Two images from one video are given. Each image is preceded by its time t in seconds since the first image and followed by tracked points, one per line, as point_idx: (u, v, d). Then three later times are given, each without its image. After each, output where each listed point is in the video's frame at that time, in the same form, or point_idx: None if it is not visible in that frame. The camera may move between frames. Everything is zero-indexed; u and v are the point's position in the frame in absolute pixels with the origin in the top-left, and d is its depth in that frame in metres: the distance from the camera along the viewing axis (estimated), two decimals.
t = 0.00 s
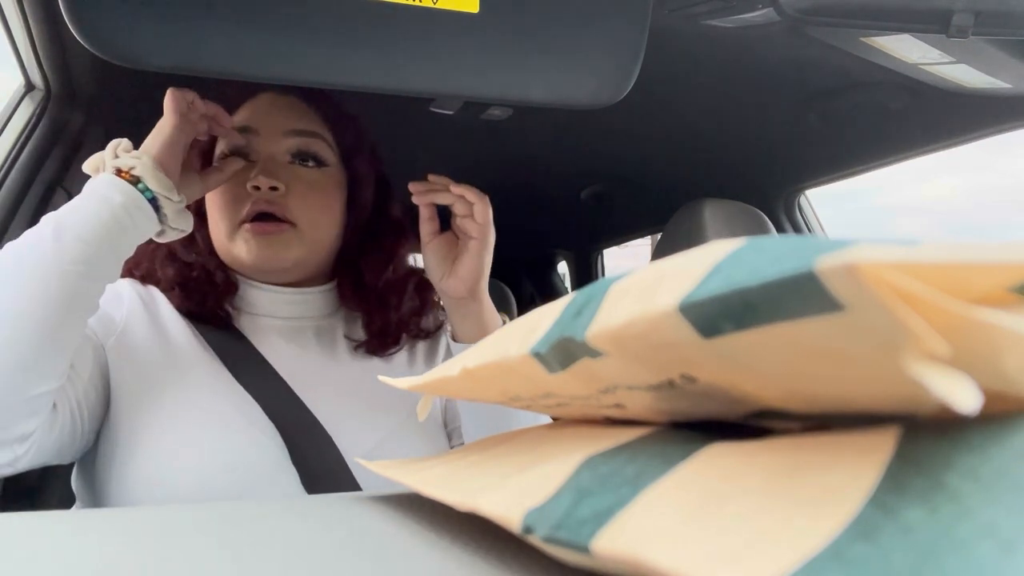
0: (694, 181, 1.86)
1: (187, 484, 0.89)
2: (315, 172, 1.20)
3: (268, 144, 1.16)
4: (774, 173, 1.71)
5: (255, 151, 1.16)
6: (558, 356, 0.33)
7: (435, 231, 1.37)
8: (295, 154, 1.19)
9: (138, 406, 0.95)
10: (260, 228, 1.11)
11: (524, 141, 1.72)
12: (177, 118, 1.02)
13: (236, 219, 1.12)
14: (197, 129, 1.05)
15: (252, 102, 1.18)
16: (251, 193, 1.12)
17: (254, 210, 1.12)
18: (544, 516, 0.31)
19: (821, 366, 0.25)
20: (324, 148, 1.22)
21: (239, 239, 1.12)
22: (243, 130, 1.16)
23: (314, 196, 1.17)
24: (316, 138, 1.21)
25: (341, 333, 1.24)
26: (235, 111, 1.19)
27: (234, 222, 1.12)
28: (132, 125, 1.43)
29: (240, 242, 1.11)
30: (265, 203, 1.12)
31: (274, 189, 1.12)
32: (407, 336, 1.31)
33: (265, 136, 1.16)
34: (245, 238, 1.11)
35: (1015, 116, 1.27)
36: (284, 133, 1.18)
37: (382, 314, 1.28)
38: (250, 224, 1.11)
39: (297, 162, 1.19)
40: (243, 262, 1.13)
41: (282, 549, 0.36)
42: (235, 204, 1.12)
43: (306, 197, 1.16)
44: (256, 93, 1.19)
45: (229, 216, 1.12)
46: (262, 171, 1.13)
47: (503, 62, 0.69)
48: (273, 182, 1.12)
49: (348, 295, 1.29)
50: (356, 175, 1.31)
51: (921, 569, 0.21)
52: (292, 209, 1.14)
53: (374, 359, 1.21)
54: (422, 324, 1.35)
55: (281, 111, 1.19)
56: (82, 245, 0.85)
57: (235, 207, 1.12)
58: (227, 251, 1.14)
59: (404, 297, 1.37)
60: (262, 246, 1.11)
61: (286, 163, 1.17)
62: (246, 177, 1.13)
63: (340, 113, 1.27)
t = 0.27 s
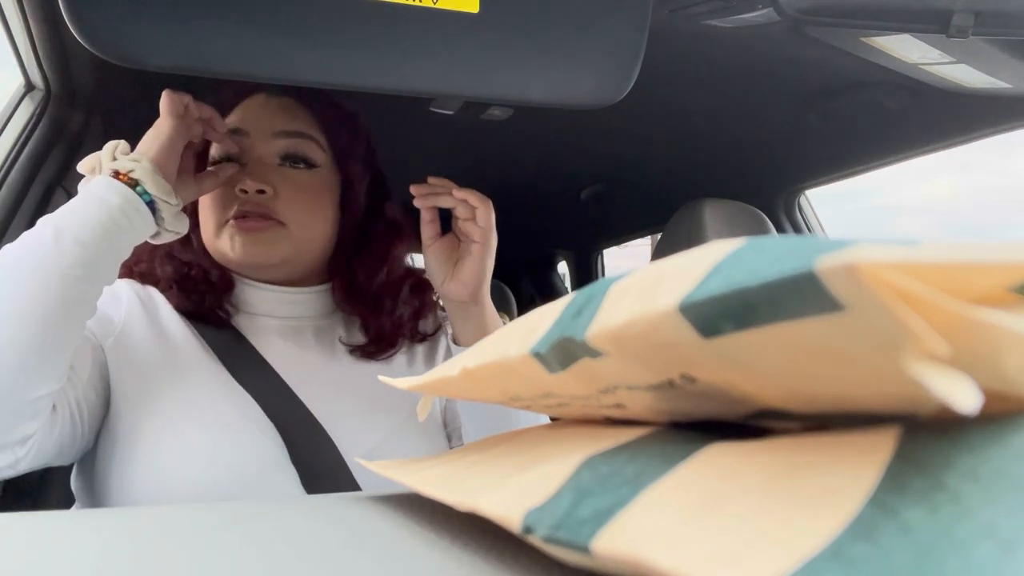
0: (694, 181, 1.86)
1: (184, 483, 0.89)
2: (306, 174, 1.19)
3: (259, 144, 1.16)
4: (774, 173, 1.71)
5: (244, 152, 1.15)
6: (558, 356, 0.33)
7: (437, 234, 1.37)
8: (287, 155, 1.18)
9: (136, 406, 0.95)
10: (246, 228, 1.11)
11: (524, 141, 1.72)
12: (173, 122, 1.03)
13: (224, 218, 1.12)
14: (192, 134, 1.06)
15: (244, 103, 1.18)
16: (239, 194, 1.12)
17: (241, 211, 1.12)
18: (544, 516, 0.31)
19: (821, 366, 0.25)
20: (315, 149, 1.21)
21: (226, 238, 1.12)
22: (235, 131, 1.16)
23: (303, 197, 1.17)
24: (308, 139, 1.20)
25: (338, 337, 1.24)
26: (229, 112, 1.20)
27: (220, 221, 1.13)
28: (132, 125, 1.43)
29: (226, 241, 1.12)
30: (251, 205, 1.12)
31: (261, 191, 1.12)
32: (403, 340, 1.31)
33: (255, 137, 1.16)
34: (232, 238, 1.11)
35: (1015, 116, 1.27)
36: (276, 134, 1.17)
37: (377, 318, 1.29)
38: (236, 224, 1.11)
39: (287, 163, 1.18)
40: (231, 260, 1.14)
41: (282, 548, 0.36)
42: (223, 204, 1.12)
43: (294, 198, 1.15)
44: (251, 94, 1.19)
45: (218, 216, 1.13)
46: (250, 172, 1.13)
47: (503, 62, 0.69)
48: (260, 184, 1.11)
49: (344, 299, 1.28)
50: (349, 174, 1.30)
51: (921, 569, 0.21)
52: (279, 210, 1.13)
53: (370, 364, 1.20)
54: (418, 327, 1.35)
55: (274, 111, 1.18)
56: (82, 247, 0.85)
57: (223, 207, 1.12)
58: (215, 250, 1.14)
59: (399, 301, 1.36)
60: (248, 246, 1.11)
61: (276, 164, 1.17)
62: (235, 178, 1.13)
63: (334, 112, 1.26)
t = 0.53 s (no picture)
0: (694, 181, 1.86)
1: (184, 484, 0.89)
2: (296, 174, 1.19)
3: (251, 146, 1.16)
4: (774, 173, 1.71)
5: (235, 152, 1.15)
6: (558, 356, 0.33)
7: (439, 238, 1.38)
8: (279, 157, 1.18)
9: (136, 408, 0.95)
10: (233, 229, 1.11)
11: (524, 141, 1.72)
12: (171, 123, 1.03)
13: (212, 219, 1.13)
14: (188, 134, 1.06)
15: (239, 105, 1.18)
16: (227, 195, 1.12)
17: (229, 212, 1.12)
18: (544, 516, 0.31)
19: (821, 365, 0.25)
20: (307, 150, 1.21)
21: (214, 238, 1.12)
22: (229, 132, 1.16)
23: (294, 199, 1.16)
24: (300, 138, 1.20)
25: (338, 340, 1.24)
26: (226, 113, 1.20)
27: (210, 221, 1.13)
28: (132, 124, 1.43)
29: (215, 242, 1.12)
30: (238, 205, 1.12)
31: (248, 192, 1.12)
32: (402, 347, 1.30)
33: (248, 138, 1.16)
34: (220, 237, 1.11)
35: (1014, 115, 1.27)
36: (268, 135, 1.17)
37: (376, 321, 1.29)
38: (223, 224, 1.12)
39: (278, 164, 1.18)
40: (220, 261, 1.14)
41: (281, 549, 0.36)
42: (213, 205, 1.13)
43: (282, 199, 1.15)
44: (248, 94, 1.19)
45: (207, 216, 1.13)
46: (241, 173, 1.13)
47: (503, 62, 0.69)
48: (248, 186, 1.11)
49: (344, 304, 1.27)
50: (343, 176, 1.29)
51: (921, 568, 0.21)
52: (267, 211, 1.13)
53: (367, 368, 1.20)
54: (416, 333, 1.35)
55: (268, 112, 1.18)
56: (81, 251, 0.85)
57: (212, 208, 1.13)
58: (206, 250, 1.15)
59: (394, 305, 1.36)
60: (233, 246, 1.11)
61: (267, 164, 1.16)
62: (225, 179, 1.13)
63: (329, 113, 1.25)
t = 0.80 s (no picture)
0: (694, 180, 1.86)
1: (183, 484, 0.89)
2: (291, 175, 1.18)
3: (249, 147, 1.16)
4: (774, 173, 1.71)
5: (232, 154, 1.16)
6: (558, 355, 0.33)
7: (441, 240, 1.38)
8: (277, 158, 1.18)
9: (136, 408, 0.95)
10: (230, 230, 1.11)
11: (524, 141, 1.72)
12: (164, 121, 1.03)
13: (211, 223, 1.14)
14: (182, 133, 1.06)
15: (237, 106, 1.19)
16: (223, 198, 1.13)
17: (225, 216, 1.12)
18: (544, 515, 0.31)
19: (821, 366, 0.25)
20: (303, 150, 1.20)
21: (213, 241, 1.13)
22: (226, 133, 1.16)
23: (290, 200, 1.16)
24: (295, 139, 1.19)
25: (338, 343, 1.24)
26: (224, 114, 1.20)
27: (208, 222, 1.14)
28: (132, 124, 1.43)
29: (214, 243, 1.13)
30: (234, 208, 1.12)
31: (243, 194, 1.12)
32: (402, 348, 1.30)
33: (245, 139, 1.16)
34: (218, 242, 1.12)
35: (1014, 116, 1.27)
36: (265, 136, 1.17)
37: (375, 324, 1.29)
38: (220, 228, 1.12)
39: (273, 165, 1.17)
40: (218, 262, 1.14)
41: (280, 549, 0.36)
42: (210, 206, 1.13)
43: (278, 200, 1.14)
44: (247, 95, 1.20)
45: (206, 220, 1.14)
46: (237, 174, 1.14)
47: (503, 61, 0.69)
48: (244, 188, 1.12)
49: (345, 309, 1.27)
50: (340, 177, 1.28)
51: (921, 569, 0.21)
52: (262, 213, 1.13)
53: (367, 369, 1.20)
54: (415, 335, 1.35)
55: (265, 113, 1.18)
56: (75, 249, 0.85)
57: (210, 212, 1.14)
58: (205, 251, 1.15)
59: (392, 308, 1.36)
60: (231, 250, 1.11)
61: (263, 165, 1.16)
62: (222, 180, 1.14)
63: (327, 114, 1.25)
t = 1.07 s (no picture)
0: (694, 181, 1.86)
1: (183, 484, 0.89)
2: (289, 175, 1.18)
3: (247, 147, 1.16)
4: (774, 173, 1.71)
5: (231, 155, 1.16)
6: (558, 355, 0.33)
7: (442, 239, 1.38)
8: (275, 158, 1.18)
9: (135, 407, 0.95)
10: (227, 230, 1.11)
11: (524, 141, 1.72)
12: (161, 119, 1.03)
13: (210, 223, 1.14)
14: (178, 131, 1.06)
15: (236, 106, 1.19)
16: (222, 198, 1.13)
17: (224, 215, 1.13)
18: (544, 515, 0.31)
19: (822, 366, 0.25)
20: (302, 150, 1.21)
21: (211, 241, 1.13)
22: (225, 134, 1.17)
23: (288, 200, 1.16)
24: (294, 139, 1.19)
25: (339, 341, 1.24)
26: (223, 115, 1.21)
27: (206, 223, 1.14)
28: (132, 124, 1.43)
29: (211, 243, 1.13)
30: (233, 208, 1.12)
31: (241, 194, 1.12)
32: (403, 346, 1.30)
33: (243, 139, 1.16)
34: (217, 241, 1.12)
35: (1013, 116, 1.27)
36: (263, 136, 1.17)
37: (376, 323, 1.29)
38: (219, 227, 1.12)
39: (271, 165, 1.18)
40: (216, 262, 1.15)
41: (279, 548, 0.36)
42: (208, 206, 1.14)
43: (276, 200, 1.14)
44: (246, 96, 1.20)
45: (205, 220, 1.14)
46: (235, 174, 1.14)
47: (502, 62, 0.69)
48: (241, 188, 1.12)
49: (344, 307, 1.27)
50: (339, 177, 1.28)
51: (921, 569, 0.21)
52: (260, 213, 1.13)
53: (367, 368, 1.20)
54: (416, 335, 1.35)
55: (264, 114, 1.18)
56: (73, 247, 0.85)
57: (209, 212, 1.14)
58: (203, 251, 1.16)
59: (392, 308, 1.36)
60: (230, 249, 1.11)
61: (262, 166, 1.16)
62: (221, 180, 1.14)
63: (325, 114, 1.25)
